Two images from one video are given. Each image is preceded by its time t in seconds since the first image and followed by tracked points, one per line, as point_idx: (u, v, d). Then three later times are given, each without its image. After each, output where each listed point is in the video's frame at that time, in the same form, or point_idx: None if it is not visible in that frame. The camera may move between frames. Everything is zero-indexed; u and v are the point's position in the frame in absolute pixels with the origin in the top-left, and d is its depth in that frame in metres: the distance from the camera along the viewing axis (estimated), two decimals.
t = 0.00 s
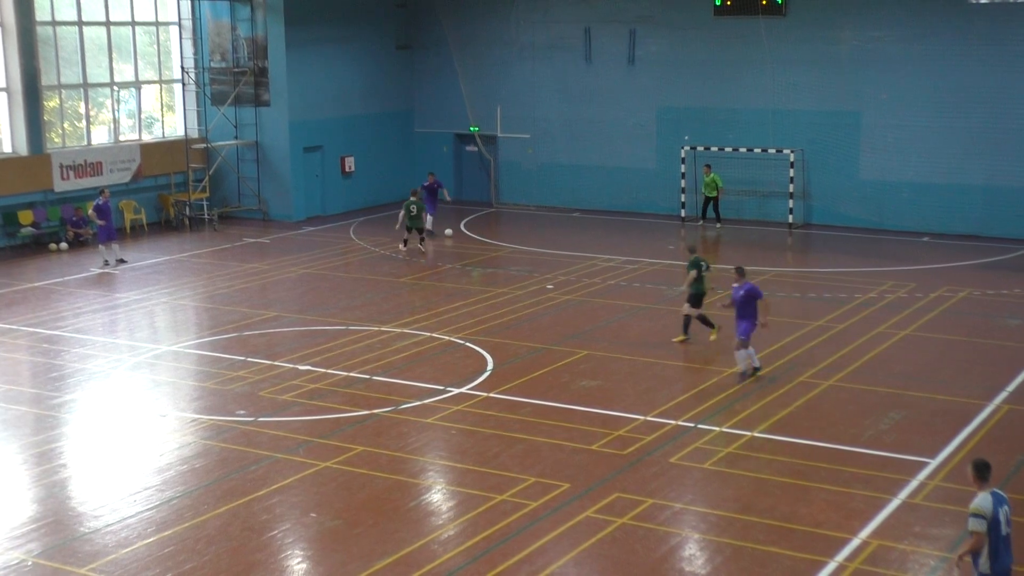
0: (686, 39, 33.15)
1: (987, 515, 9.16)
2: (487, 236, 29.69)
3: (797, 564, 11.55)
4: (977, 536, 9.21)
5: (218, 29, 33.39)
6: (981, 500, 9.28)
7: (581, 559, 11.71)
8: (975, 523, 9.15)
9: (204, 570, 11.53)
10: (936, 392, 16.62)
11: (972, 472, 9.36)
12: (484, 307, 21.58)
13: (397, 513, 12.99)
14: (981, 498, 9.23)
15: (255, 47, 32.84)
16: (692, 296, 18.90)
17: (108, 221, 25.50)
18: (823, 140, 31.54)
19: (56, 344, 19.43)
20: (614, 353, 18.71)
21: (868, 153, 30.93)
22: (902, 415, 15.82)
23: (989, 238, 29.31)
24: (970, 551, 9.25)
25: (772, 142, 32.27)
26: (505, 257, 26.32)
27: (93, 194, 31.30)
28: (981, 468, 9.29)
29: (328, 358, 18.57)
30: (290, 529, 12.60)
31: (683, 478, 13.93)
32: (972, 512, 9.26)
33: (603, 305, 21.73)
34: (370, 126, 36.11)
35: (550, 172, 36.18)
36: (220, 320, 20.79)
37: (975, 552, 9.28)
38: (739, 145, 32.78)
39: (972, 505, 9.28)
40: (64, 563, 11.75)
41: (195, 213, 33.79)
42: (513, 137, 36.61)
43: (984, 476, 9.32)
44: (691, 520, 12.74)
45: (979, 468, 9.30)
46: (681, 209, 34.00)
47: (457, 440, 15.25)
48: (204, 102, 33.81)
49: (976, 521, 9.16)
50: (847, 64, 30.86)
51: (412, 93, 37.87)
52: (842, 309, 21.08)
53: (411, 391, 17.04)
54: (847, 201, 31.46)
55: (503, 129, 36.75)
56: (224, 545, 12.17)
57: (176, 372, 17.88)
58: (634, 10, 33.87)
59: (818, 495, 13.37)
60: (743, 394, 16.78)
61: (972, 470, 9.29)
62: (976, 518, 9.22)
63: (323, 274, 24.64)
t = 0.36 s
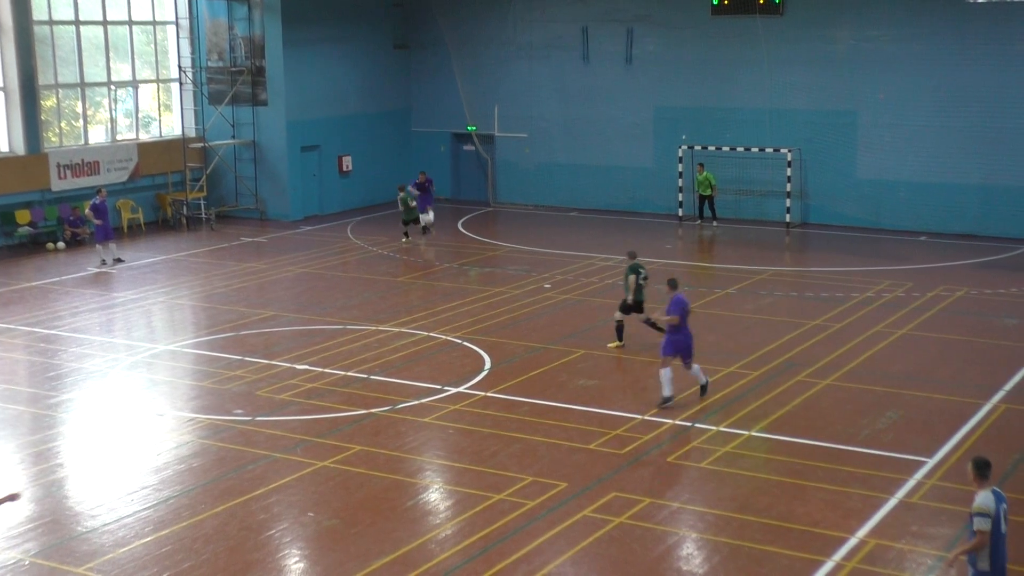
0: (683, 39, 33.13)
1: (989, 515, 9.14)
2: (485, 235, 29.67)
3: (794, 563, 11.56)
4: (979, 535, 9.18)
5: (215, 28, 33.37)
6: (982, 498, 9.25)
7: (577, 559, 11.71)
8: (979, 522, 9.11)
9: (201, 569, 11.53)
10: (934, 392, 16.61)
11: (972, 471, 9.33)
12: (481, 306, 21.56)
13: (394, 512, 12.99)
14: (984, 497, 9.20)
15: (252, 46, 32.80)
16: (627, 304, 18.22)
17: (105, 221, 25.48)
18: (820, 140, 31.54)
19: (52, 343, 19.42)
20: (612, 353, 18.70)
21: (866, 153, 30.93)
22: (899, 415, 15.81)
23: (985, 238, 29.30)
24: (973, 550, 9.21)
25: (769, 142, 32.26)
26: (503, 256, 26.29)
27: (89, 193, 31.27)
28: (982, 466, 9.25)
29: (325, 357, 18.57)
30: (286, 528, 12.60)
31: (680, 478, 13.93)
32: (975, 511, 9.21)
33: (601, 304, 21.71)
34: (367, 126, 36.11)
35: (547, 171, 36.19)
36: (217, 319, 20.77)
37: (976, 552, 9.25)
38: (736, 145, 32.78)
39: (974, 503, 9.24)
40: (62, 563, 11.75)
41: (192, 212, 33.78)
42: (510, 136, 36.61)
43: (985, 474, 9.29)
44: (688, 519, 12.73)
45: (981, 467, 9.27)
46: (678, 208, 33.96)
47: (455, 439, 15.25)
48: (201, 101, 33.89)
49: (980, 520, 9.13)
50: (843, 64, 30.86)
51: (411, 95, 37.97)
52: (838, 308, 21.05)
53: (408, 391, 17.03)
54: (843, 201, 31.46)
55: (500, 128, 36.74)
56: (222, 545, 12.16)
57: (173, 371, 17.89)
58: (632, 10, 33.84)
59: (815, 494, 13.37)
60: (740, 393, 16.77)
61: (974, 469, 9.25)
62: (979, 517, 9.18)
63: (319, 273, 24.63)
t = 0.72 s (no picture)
0: (691, 41, 33.00)
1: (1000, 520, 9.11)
2: (495, 235, 29.66)
3: (798, 567, 11.51)
4: (993, 541, 9.16)
5: (223, 27, 33.30)
6: (993, 504, 9.23)
7: (581, 560, 11.69)
8: (994, 528, 9.08)
9: (206, 565, 11.58)
10: (940, 397, 16.51)
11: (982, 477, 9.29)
12: (488, 306, 21.55)
13: (399, 511, 13.01)
14: (996, 502, 9.18)
15: (260, 45, 32.87)
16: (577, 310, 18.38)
17: (113, 217, 25.61)
18: (827, 143, 31.36)
19: (60, 338, 19.53)
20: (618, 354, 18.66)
21: (872, 157, 30.74)
22: (905, 420, 15.72)
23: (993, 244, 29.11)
24: (986, 557, 9.18)
25: (776, 145, 32.13)
26: (512, 256, 26.28)
27: (96, 189, 31.49)
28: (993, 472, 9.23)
29: (331, 355, 18.60)
30: (292, 525, 12.63)
31: (685, 480, 13.89)
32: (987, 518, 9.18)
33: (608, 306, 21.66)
34: (376, 125, 36.15)
35: (554, 173, 36.12)
36: (223, 316, 20.86)
37: (988, 558, 9.23)
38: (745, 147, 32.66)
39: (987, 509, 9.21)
40: (67, 555, 11.82)
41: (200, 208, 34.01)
42: (518, 137, 36.55)
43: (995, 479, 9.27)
44: (693, 522, 12.70)
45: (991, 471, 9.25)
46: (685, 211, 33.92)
47: (460, 439, 15.25)
48: (209, 99, 34.12)
49: (995, 526, 9.11)
50: (849, 68, 30.72)
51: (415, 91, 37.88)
52: (846, 313, 20.94)
53: (413, 390, 17.05)
54: (852, 206, 31.25)
55: (509, 128, 36.69)
56: (227, 541, 12.21)
57: (179, 368, 17.96)
58: (639, 11, 33.73)
59: (820, 498, 13.31)
60: (746, 396, 16.71)
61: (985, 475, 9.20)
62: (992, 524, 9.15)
63: (326, 271, 24.67)
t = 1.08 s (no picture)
0: (693, 36, 33.14)
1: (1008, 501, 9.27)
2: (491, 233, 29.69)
3: (806, 559, 11.56)
4: (1002, 527, 9.29)
5: (225, 27, 33.20)
6: (1000, 490, 9.42)
7: (591, 556, 11.69)
8: (1004, 512, 9.24)
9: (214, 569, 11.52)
10: (946, 387, 16.61)
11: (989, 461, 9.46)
12: (489, 305, 21.55)
13: (406, 511, 12.99)
14: (1002, 489, 9.37)
15: (263, 45, 32.85)
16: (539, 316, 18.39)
17: (115, 222, 25.47)
18: (828, 135, 31.54)
19: (63, 345, 19.40)
20: (622, 351, 18.67)
21: (874, 149, 30.95)
22: (911, 410, 15.82)
23: (996, 232, 29.43)
24: (996, 541, 9.28)
25: (780, 138, 32.30)
26: (510, 255, 26.28)
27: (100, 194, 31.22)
28: (1000, 459, 9.46)
29: (334, 356, 18.56)
30: (298, 528, 12.59)
31: (691, 475, 13.93)
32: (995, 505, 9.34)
33: (611, 302, 21.68)
34: (381, 125, 36.20)
35: (556, 169, 36.17)
36: (227, 319, 20.78)
37: (992, 543, 9.30)
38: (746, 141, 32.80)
39: (994, 497, 9.38)
40: (74, 564, 11.74)
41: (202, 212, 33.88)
42: (520, 134, 36.56)
43: (1002, 465, 9.50)
44: (700, 516, 12.74)
45: (998, 457, 9.48)
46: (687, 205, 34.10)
47: (465, 438, 15.25)
48: (211, 101, 33.92)
49: (1004, 511, 9.27)
50: (856, 60, 30.88)
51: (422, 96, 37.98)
52: (850, 304, 21.04)
53: (417, 390, 17.03)
54: (854, 197, 31.43)
55: (510, 126, 36.70)
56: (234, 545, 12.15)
57: (183, 372, 17.88)
58: (641, 7, 33.87)
59: (827, 490, 13.37)
60: (752, 389, 16.78)
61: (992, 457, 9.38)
62: (1000, 510, 9.31)
63: (328, 272, 24.62)
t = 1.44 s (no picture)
0: (645, 38, 33.21)
1: (949, 503, 9.21)
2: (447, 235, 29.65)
3: (754, 559, 11.58)
4: (945, 525, 9.23)
5: (172, 28, 33.04)
6: (945, 490, 9.35)
7: (541, 558, 11.66)
8: (946, 514, 9.17)
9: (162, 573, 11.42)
10: (894, 387, 16.77)
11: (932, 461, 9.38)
12: (443, 306, 21.53)
13: (357, 513, 12.93)
14: (947, 489, 9.29)
15: (210, 46, 32.66)
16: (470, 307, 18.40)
17: (62, 223, 25.29)
18: (777, 138, 31.74)
19: (8, 347, 19.22)
20: (574, 352, 18.70)
21: (822, 151, 31.16)
22: (858, 411, 15.94)
23: (941, 234, 29.67)
24: (939, 542, 9.24)
25: (729, 141, 32.44)
26: (465, 256, 26.26)
27: (46, 195, 30.96)
28: (944, 460, 9.36)
29: (286, 358, 18.50)
30: (248, 531, 12.50)
31: (642, 476, 13.95)
32: (939, 505, 9.27)
33: (564, 304, 21.72)
34: (329, 126, 36.03)
35: (509, 170, 36.20)
36: (176, 321, 20.65)
37: (939, 543, 9.28)
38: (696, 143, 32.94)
39: (939, 496, 9.30)
40: (18, 569, 11.60)
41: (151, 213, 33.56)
42: (469, 136, 36.65)
43: (947, 465, 9.41)
44: (650, 517, 12.75)
45: (942, 459, 9.39)
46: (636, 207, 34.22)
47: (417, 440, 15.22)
48: (159, 102, 33.71)
49: (947, 510, 9.20)
50: (803, 63, 31.06)
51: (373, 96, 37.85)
52: (799, 305, 21.22)
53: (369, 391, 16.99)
54: (802, 199, 31.67)
55: (461, 127, 36.75)
56: (182, 548, 12.04)
57: (132, 374, 17.75)
58: (592, 10, 33.93)
59: (775, 490, 13.43)
60: (703, 390, 16.87)
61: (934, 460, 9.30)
62: (944, 510, 9.24)
63: (280, 274, 24.53)
